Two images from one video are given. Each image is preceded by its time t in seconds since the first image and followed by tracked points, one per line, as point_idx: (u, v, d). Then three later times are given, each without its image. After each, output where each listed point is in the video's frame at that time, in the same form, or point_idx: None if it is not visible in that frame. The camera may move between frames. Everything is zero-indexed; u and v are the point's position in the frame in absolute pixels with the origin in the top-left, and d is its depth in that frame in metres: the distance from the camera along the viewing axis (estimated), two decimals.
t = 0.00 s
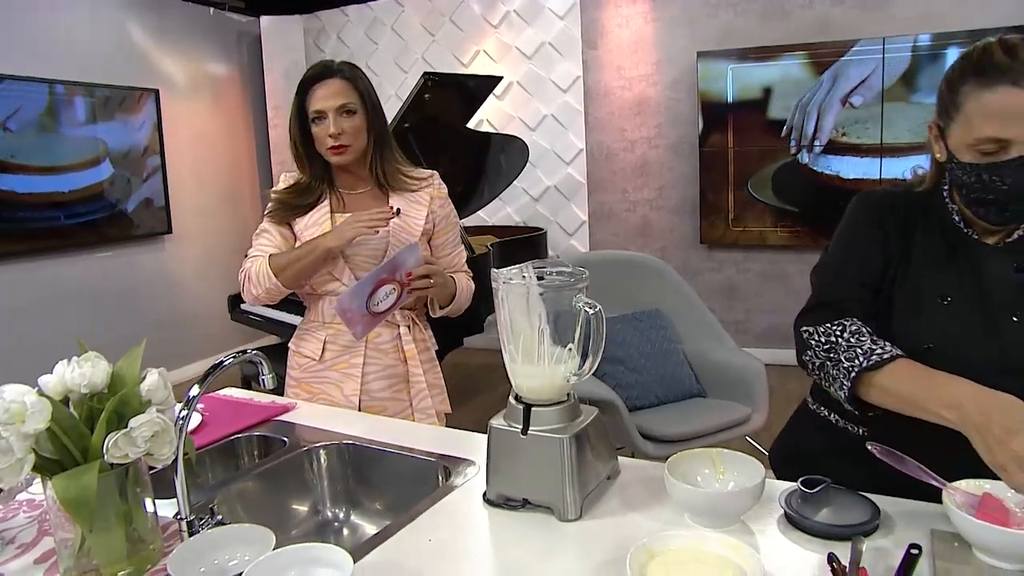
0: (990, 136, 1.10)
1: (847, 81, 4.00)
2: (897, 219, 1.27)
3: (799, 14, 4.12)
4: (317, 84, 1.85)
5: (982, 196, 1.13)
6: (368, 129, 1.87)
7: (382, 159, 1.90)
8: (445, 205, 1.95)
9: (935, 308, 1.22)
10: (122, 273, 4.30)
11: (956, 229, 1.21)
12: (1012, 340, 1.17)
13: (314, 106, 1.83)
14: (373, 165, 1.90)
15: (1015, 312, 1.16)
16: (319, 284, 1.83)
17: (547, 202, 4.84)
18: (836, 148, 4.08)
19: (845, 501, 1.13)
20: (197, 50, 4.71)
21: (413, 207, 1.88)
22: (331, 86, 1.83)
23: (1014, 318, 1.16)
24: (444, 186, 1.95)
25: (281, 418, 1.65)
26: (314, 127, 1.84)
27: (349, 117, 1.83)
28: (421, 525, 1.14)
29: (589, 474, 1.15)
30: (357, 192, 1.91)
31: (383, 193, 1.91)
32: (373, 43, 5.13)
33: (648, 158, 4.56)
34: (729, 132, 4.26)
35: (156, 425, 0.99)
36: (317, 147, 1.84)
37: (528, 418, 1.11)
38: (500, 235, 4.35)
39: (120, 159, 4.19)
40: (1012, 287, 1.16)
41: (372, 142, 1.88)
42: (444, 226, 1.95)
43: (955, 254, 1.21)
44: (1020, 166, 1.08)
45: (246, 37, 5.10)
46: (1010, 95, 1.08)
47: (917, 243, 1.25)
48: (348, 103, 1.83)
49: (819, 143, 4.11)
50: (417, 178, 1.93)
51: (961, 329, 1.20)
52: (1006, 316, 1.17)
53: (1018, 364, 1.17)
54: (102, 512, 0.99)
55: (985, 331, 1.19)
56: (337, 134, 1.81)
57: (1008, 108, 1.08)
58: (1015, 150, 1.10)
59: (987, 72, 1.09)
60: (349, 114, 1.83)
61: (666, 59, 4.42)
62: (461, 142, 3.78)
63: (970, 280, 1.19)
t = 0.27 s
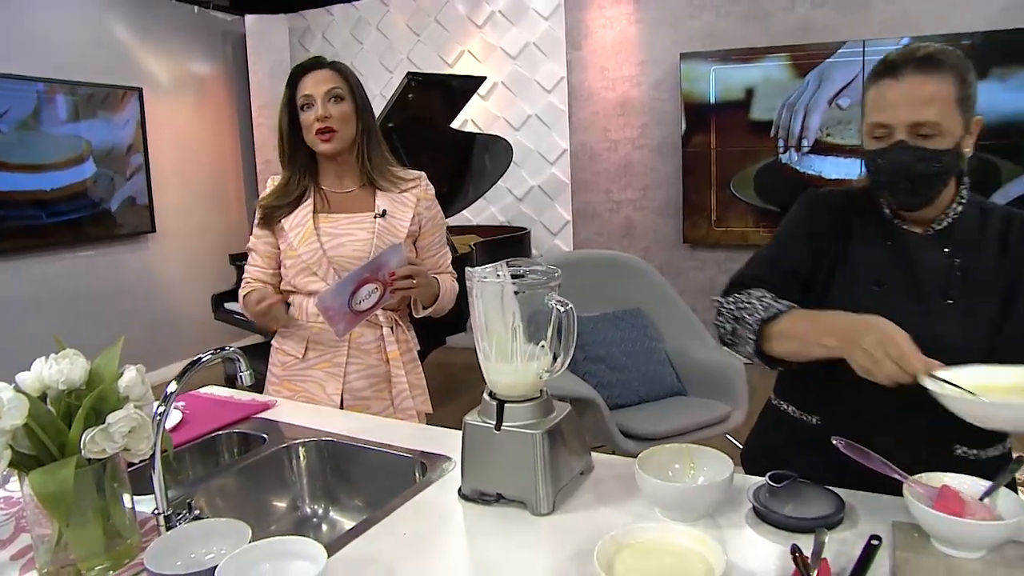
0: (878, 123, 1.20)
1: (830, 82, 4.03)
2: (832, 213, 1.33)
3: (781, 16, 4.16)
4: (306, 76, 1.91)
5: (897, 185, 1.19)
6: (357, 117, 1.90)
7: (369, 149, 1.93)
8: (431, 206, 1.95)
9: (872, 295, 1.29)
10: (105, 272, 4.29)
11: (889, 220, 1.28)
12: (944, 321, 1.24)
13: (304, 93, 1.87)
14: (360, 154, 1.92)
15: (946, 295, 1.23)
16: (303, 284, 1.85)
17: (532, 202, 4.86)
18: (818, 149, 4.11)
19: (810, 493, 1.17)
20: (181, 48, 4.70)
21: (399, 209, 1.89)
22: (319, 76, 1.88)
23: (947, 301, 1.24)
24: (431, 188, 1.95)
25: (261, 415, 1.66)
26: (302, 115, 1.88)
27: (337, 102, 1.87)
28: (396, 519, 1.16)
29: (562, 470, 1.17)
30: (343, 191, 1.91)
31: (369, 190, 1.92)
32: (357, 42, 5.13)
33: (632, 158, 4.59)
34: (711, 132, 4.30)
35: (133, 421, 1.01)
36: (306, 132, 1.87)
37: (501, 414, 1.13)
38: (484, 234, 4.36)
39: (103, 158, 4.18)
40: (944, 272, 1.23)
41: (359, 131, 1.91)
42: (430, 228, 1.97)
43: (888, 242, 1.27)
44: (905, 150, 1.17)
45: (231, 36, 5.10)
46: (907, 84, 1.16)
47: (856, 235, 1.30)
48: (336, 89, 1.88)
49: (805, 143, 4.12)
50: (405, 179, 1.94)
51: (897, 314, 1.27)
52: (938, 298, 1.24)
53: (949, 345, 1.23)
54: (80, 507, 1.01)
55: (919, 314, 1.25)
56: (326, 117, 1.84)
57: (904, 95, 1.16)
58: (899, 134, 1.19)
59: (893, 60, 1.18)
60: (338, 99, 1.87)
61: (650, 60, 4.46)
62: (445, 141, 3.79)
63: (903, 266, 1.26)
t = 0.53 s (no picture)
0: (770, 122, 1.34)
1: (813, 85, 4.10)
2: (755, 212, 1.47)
3: (765, 18, 4.22)
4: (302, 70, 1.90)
5: (787, 178, 1.30)
6: (353, 112, 1.90)
7: (362, 145, 1.93)
8: (420, 209, 1.97)
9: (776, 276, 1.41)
10: (91, 271, 4.29)
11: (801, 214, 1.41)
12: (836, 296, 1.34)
13: (300, 87, 1.86)
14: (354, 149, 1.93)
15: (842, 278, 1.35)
16: (290, 283, 1.88)
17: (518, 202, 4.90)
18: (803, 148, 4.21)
19: (777, 486, 1.20)
20: (169, 47, 4.70)
21: (387, 211, 1.90)
22: (314, 73, 1.87)
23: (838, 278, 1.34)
24: (420, 190, 1.97)
25: (245, 412, 1.68)
26: (297, 109, 1.87)
27: (333, 96, 1.85)
28: (375, 511, 1.18)
29: (537, 464, 1.20)
30: (334, 190, 1.93)
31: (360, 190, 1.93)
32: (345, 42, 5.14)
33: (618, 158, 4.63)
34: (696, 132, 4.34)
35: (115, 415, 1.03)
36: (301, 126, 1.86)
37: (477, 409, 1.16)
38: (471, 233, 4.39)
39: (90, 157, 4.18)
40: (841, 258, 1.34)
41: (354, 126, 1.91)
42: (418, 231, 1.98)
43: (797, 233, 1.40)
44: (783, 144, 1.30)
45: (219, 35, 5.11)
46: (793, 88, 1.29)
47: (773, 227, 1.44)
48: (332, 83, 1.86)
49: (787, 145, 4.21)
50: (396, 181, 1.95)
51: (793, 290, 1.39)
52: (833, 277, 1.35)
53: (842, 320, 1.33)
54: (61, 500, 1.03)
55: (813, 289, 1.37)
56: (321, 106, 1.83)
57: (793, 96, 1.29)
58: (782, 131, 1.31)
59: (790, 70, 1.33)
60: (333, 93, 1.86)
61: (635, 61, 4.50)
62: (431, 141, 3.81)
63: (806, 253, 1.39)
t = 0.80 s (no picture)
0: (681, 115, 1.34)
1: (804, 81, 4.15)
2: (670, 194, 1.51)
3: (758, 13, 4.25)
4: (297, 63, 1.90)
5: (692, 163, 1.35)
6: (347, 106, 1.91)
7: (357, 138, 1.95)
8: (413, 201, 2.00)
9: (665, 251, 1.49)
10: (88, 263, 4.31)
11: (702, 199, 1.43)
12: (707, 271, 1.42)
13: (295, 81, 1.86)
14: (347, 141, 1.94)
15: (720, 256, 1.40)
16: (287, 272, 1.90)
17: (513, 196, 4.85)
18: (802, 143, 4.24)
19: (754, 471, 1.23)
20: (165, 41, 4.71)
21: (382, 202, 1.93)
22: (309, 67, 1.87)
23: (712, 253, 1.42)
24: (413, 183, 2.00)
25: (237, 400, 1.71)
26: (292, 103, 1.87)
27: (327, 91, 1.86)
28: (362, 494, 1.21)
29: (520, 449, 1.23)
30: (329, 182, 1.95)
31: (354, 182, 1.96)
32: (341, 36, 5.16)
33: (612, 152, 4.65)
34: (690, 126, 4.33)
35: (107, 399, 1.06)
36: (296, 120, 1.87)
37: (461, 395, 1.19)
38: (465, 227, 4.41)
39: (86, 150, 4.20)
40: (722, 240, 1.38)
41: (348, 120, 1.92)
42: (411, 222, 2.01)
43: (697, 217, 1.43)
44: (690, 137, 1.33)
45: (215, 28, 5.12)
46: (699, 84, 1.30)
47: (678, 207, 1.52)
48: (326, 78, 1.87)
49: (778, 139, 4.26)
50: (389, 174, 1.98)
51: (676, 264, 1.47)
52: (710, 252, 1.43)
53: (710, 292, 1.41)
54: (55, 482, 1.05)
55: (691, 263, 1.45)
56: (317, 102, 1.84)
57: (698, 92, 1.30)
58: (689, 125, 1.33)
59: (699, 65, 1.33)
60: (328, 88, 1.87)
61: (629, 56, 4.52)
62: (426, 134, 3.83)
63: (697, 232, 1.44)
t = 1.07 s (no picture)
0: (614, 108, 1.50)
1: (800, 79, 4.21)
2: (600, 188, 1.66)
3: (754, 9, 4.26)
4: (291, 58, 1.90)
5: (618, 151, 1.48)
6: (341, 102, 1.92)
7: (351, 130, 1.97)
8: (406, 192, 2.03)
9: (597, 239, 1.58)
10: (85, 253, 4.33)
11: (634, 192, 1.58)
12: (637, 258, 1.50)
13: (291, 76, 1.85)
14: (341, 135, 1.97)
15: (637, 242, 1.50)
16: (286, 260, 1.91)
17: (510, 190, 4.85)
18: (795, 139, 4.28)
19: (736, 458, 1.26)
20: (163, 32, 4.72)
21: (378, 192, 1.95)
22: (303, 61, 1.87)
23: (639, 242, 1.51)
24: (406, 174, 2.03)
25: (231, 388, 1.73)
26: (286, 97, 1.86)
27: (324, 87, 1.87)
28: (351, 479, 1.24)
29: (507, 436, 1.25)
30: (325, 173, 1.96)
31: (349, 173, 1.97)
32: (339, 28, 5.15)
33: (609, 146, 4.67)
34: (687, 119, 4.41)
35: (99, 383, 1.08)
36: (292, 115, 1.87)
37: (448, 383, 1.21)
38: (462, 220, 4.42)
39: (83, 140, 4.21)
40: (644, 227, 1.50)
41: (342, 115, 1.94)
42: (405, 211, 2.03)
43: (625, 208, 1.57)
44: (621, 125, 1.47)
45: (213, 20, 5.12)
46: (633, 77, 1.46)
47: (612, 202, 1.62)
48: (321, 73, 1.88)
49: (776, 136, 4.30)
50: (382, 164, 2.00)
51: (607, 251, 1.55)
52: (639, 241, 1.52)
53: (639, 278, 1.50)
54: (49, 465, 1.07)
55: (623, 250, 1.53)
56: (314, 98, 1.84)
57: (631, 84, 1.46)
58: (622, 115, 1.48)
59: (632, 63, 1.50)
60: (325, 85, 1.87)
61: (626, 51, 4.54)
62: (423, 127, 3.84)
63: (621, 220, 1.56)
